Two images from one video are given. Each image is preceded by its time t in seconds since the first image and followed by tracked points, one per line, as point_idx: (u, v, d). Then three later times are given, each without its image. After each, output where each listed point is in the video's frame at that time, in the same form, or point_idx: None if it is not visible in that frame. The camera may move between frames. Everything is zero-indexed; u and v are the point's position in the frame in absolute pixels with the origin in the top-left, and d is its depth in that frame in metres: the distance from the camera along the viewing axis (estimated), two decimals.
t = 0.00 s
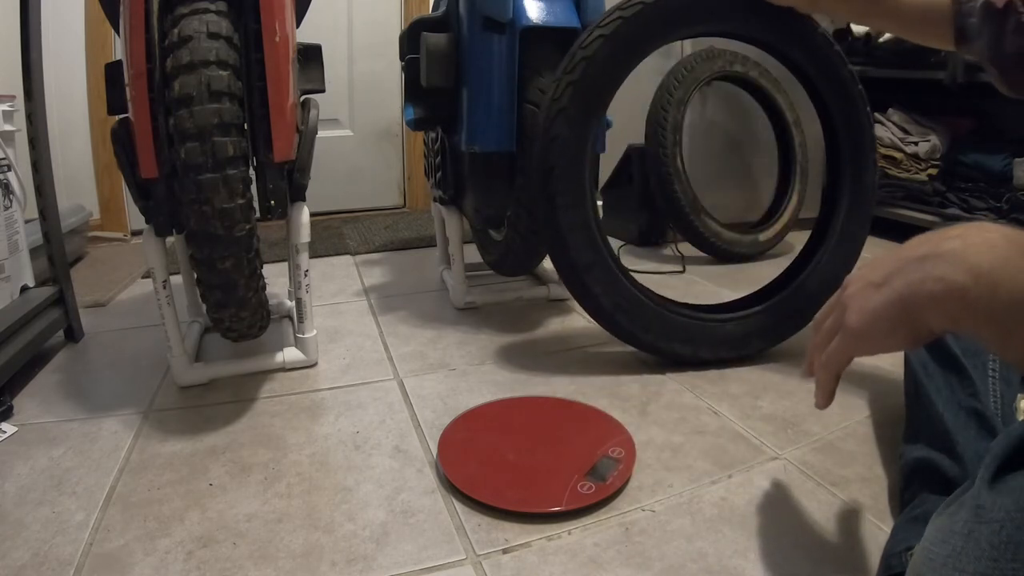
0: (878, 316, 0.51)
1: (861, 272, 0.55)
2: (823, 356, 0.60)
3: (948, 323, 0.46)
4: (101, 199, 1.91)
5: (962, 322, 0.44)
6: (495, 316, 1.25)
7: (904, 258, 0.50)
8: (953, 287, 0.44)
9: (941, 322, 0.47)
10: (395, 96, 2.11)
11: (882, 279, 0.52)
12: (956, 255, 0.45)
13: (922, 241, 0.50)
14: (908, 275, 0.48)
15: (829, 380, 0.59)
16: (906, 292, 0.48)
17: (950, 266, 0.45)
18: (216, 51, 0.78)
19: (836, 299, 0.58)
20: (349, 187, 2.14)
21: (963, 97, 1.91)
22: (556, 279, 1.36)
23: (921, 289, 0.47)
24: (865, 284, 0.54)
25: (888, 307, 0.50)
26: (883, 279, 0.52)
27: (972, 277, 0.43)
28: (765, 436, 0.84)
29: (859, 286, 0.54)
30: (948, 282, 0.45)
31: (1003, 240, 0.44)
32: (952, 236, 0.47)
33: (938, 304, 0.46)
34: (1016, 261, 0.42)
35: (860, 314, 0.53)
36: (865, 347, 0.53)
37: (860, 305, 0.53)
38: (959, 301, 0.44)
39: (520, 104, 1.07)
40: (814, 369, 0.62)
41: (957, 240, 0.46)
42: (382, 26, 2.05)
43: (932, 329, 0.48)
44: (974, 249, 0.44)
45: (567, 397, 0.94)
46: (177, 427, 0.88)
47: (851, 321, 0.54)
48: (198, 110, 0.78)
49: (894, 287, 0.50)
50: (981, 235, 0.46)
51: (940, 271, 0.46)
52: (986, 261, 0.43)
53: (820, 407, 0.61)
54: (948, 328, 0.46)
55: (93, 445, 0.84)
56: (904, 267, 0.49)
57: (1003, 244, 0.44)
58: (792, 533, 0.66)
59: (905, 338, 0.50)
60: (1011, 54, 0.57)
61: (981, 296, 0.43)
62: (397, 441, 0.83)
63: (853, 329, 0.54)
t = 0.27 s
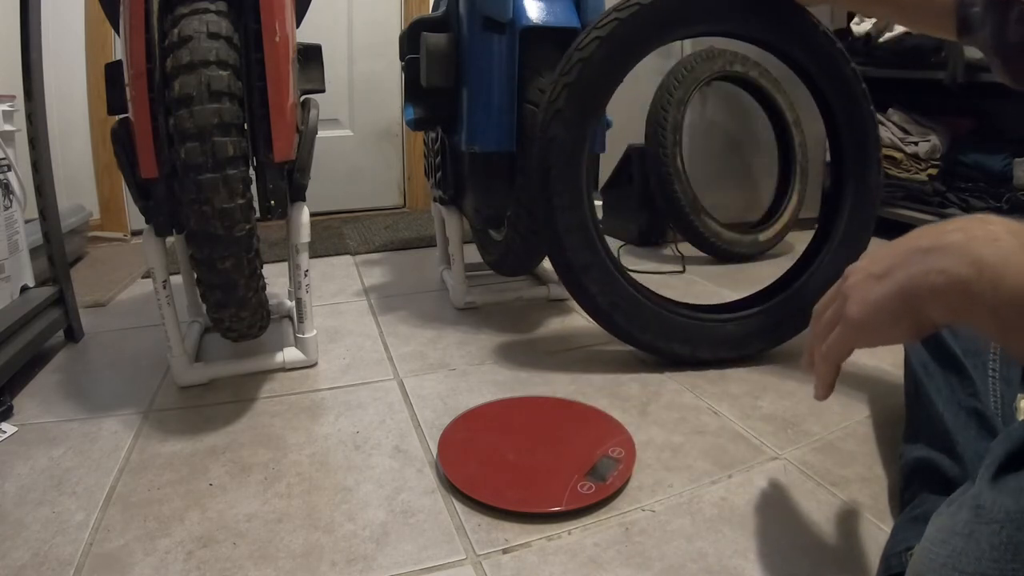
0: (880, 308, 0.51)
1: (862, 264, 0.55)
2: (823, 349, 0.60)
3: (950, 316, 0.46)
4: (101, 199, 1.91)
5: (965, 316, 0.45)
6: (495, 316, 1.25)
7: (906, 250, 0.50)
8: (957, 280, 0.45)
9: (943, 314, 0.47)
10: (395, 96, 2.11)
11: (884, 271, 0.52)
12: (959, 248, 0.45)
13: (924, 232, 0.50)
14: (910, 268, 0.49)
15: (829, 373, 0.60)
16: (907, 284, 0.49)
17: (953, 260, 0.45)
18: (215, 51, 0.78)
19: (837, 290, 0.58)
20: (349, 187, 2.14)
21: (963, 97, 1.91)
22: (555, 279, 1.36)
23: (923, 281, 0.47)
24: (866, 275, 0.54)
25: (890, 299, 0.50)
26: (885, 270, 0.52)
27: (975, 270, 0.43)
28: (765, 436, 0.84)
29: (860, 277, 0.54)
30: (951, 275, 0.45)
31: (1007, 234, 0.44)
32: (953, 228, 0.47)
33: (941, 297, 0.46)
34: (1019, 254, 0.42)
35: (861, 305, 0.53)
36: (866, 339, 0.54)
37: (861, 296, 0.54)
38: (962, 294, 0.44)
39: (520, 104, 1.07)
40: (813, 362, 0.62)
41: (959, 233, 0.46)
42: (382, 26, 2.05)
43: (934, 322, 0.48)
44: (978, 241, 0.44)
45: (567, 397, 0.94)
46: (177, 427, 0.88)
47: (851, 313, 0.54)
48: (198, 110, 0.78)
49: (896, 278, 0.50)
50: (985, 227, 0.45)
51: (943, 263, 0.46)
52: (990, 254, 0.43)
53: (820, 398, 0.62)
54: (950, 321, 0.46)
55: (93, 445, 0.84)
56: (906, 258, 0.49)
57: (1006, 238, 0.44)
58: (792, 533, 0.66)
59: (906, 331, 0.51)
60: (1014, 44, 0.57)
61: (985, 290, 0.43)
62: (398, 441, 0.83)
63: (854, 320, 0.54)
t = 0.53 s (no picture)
0: (883, 304, 0.51)
1: (866, 259, 0.55)
2: (824, 345, 0.60)
3: (953, 312, 0.46)
4: (101, 199, 1.91)
5: (969, 313, 0.45)
6: (494, 316, 1.25)
7: (909, 246, 0.50)
8: (961, 276, 0.45)
9: (947, 311, 0.47)
10: (395, 96, 2.11)
11: (888, 266, 0.52)
12: (964, 244, 0.45)
13: (928, 229, 0.50)
14: (916, 263, 0.49)
15: (830, 369, 0.60)
16: (912, 279, 0.49)
17: (958, 257, 0.45)
18: (216, 51, 0.78)
19: (840, 285, 0.58)
20: (349, 187, 2.14)
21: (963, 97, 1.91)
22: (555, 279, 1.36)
23: (928, 276, 0.47)
24: (869, 271, 0.54)
25: (894, 294, 0.51)
26: (888, 266, 0.52)
27: (981, 267, 0.43)
28: (765, 436, 0.84)
29: (863, 273, 0.55)
30: (956, 272, 0.45)
31: (1012, 232, 0.44)
32: (959, 224, 0.47)
33: (945, 293, 0.46)
34: None
35: (864, 301, 0.53)
36: (869, 334, 0.54)
37: (864, 292, 0.54)
38: (966, 291, 0.44)
39: (520, 104, 1.07)
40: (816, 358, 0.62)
41: (964, 229, 0.46)
42: (382, 26, 2.05)
43: (937, 319, 0.49)
44: (983, 239, 0.44)
45: (567, 397, 0.94)
46: (177, 427, 0.88)
47: (854, 308, 0.54)
48: (198, 110, 0.78)
49: (900, 274, 0.50)
50: (989, 223, 0.46)
51: (948, 260, 0.46)
52: (995, 251, 0.43)
53: (821, 394, 0.62)
54: (953, 318, 0.46)
55: (93, 445, 0.84)
56: (911, 254, 0.50)
57: (1011, 236, 0.44)
58: (792, 533, 0.66)
59: (909, 327, 0.51)
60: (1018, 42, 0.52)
61: (990, 287, 0.43)
62: (398, 441, 0.83)
63: (857, 316, 0.54)
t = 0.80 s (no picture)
0: (883, 303, 0.51)
1: (866, 259, 0.55)
2: (824, 344, 0.60)
3: (952, 312, 0.46)
4: (101, 199, 1.91)
5: (969, 313, 0.45)
6: (494, 316, 1.25)
7: (910, 246, 0.50)
8: (962, 276, 0.45)
9: (946, 311, 0.47)
10: (395, 96, 2.11)
11: (888, 265, 0.52)
12: (965, 243, 0.45)
13: (929, 228, 0.50)
14: (916, 263, 0.49)
15: (830, 368, 0.60)
16: (912, 279, 0.49)
17: (958, 256, 0.45)
18: (216, 51, 0.78)
19: (840, 285, 0.58)
20: (349, 187, 2.14)
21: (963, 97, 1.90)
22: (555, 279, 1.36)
23: (928, 276, 0.47)
24: (869, 271, 0.54)
25: (893, 293, 0.51)
26: (888, 265, 0.52)
27: (981, 266, 0.44)
28: (765, 436, 0.84)
29: (863, 273, 0.55)
30: (956, 271, 0.45)
31: (1013, 231, 0.44)
32: (960, 223, 0.47)
33: (945, 293, 0.46)
34: None
35: (864, 300, 0.53)
36: (869, 335, 0.54)
37: (864, 291, 0.54)
38: (966, 291, 0.44)
39: (520, 104, 1.07)
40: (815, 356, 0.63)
41: (965, 228, 0.46)
42: (382, 26, 2.05)
43: (937, 319, 0.49)
44: (984, 238, 0.44)
45: (567, 397, 0.94)
46: (177, 427, 0.88)
47: (854, 308, 0.55)
48: (198, 110, 0.78)
49: (900, 273, 0.50)
50: (990, 222, 0.46)
51: (948, 259, 0.46)
52: (995, 251, 0.43)
53: (822, 393, 0.62)
54: (953, 317, 0.46)
55: (93, 445, 0.84)
56: (911, 254, 0.50)
57: (1011, 235, 0.44)
58: (791, 533, 0.66)
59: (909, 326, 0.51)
60: (1019, 39, 0.52)
61: (990, 287, 0.43)
62: (398, 441, 0.83)
63: (857, 316, 0.54)
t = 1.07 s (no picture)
0: (883, 303, 0.51)
1: (867, 258, 0.55)
2: (826, 344, 0.60)
3: (952, 312, 0.46)
4: (101, 199, 1.91)
5: (968, 313, 0.45)
6: (495, 316, 1.25)
7: (910, 246, 0.50)
8: (961, 276, 0.45)
9: (947, 311, 0.47)
10: (395, 96, 2.11)
11: (888, 266, 0.52)
12: (964, 243, 0.45)
13: (930, 228, 0.50)
14: (916, 263, 0.49)
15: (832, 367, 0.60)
16: (912, 280, 0.49)
17: (958, 256, 0.45)
18: (216, 51, 0.78)
19: (840, 285, 0.58)
20: (349, 187, 2.14)
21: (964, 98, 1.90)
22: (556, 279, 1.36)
23: (929, 276, 0.47)
24: (869, 270, 0.54)
25: (894, 294, 0.51)
26: (888, 266, 0.52)
27: (981, 267, 0.44)
28: (765, 436, 0.84)
29: (863, 273, 0.55)
30: (956, 272, 0.45)
31: (1013, 231, 0.44)
32: (961, 223, 0.47)
33: (945, 293, 0.46)
34: None
35: (864, 300, 0.53)
36: (869, 335, 0.54)
37: (864, 291, 0.54)
38: (966, 292, 0.44)
39: (520, 104, 1.07)
40: (815, 355, 0.62)
41: (965, 229, 0.46)
42: (382, 26, 2.05)
43: (937, 319, 0.48)
44: (984, 238, 0.45)
45: (567, 397, 0.94)
46: (177, 427, 0.88)
47: (854, 308, 0.55)
48: (198, 110, 0.78)
49: (900, 274, 0.50)
50: (990, 223, 0.46)
51: (948, 260, 0.46)
52: (995, 251, 0.43)
53: (822, 393, 0.62)
54: (952, 318, 0.46)
55: (93, 445, 0.84)
56: (912, 254, 0.50)
57: (1012, 235, 0.44)
58: (791, 533, 0.66)
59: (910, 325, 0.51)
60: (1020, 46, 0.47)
61: (990, 288, 0.43)
62: (398, 441, 0.83)
63: (857, 316, 0.54)
